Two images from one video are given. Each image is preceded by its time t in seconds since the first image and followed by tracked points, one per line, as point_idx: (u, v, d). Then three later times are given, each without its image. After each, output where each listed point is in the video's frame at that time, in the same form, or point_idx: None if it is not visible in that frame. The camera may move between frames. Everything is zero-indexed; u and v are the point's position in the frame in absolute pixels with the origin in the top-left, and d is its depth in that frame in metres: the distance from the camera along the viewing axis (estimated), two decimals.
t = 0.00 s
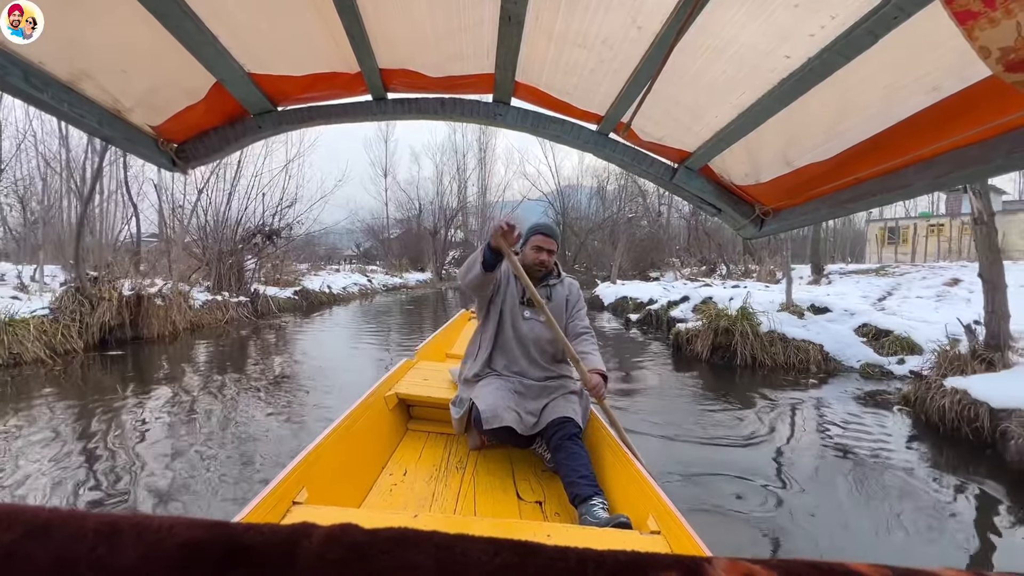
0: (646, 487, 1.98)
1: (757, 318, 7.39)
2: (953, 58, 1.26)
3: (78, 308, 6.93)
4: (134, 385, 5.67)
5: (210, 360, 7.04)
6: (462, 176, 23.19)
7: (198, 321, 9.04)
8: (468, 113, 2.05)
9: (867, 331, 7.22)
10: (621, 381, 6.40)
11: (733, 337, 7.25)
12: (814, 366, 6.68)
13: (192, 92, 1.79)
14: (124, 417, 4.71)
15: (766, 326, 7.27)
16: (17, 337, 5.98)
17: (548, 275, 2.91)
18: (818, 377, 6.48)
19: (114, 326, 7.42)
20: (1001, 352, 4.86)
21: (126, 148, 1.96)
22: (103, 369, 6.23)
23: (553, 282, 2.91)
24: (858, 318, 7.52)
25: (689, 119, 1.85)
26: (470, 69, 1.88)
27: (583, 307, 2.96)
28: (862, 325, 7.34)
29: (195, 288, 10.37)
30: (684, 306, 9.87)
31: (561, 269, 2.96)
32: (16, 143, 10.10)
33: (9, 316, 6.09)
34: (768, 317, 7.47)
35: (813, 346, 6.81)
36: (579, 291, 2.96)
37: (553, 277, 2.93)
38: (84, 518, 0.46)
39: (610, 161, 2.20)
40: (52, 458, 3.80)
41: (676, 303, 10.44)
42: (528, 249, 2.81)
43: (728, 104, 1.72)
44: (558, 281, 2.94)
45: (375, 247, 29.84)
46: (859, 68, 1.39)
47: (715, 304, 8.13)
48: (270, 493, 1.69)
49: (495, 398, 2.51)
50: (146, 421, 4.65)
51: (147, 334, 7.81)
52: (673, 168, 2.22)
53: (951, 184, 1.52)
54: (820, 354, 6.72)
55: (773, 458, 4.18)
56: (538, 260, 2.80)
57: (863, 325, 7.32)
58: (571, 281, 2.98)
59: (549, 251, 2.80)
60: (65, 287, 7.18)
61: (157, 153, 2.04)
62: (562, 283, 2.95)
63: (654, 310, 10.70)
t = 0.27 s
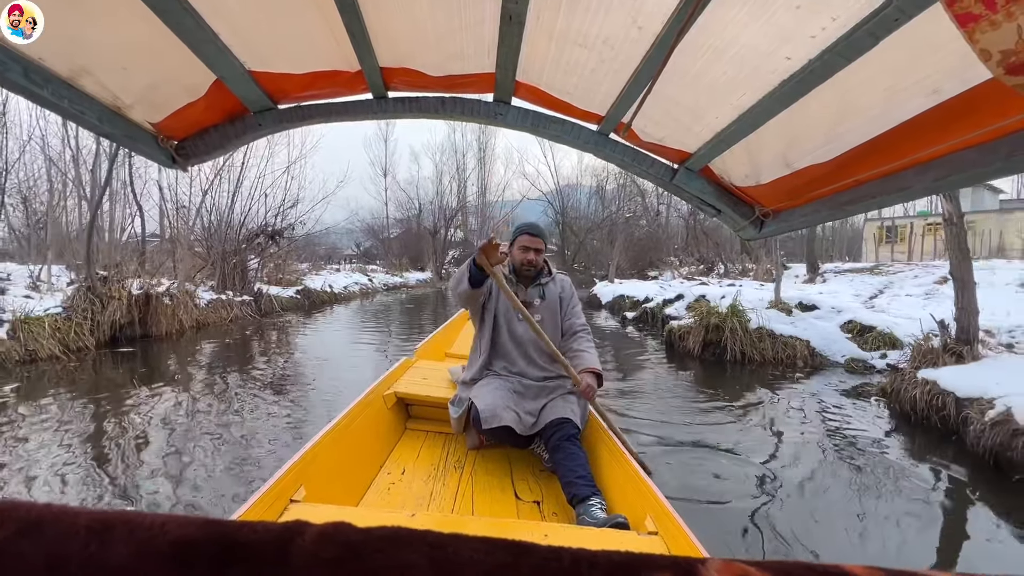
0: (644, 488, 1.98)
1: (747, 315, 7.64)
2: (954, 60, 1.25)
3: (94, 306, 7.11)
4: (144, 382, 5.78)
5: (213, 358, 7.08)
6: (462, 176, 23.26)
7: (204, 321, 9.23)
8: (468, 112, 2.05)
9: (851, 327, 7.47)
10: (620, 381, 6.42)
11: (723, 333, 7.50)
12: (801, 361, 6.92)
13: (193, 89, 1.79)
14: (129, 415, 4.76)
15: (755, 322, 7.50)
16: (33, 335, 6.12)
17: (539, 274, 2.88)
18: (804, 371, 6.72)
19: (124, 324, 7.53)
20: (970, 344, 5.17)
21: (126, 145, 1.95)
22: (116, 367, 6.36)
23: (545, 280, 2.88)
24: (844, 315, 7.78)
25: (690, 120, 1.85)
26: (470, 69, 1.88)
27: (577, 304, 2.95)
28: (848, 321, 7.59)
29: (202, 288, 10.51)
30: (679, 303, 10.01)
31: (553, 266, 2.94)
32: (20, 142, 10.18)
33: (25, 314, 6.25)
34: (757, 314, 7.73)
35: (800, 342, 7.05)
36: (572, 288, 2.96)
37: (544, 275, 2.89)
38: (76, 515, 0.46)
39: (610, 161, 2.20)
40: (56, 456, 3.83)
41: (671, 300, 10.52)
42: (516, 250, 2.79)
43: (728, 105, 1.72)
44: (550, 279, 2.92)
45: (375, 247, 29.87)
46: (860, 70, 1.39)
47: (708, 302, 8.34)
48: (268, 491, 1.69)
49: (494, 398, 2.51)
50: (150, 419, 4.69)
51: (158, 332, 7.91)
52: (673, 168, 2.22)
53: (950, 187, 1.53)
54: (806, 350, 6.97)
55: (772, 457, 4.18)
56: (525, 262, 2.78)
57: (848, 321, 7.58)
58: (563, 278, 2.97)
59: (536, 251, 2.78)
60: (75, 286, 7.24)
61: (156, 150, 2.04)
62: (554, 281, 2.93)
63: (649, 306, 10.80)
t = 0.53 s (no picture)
0: (643, 489, 1.97)
1: (737, 312, 7.89)
2: (956, 59, 1.25)
3: (105, 305, 7.37)
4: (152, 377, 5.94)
5: (217, 356, 7.17)
6: (462, 176, 23.34)
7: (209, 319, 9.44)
8: (467, 110, 2.04)
9: (837, 323, 7.72)
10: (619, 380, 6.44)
11: (715, 330, 7.74)
12: (788, 357, 7.15)
13: (192, 85, 1.78)
14: (131, 412, 4.79)
15: (746, 320, 7.78)
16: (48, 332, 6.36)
17: (530, 272, 2.85)
18: (791, 366, 6.95)
19: (133, 322, 7.80)
20: (943, 339, 5.45)
21: (124, 142, 1.95)
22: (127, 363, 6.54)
23: (535, 278, 2.86)
24: (832, 312, 8.04)
25: (691, 119, 1.85)
26: (469, 67, 1.87)
27: (570, 301, 2.90)
28: (834, 317, 7.84)
29: (206, 286, 10.63)
30: (673, 301, 10.11)
31: (543, 264, 2.90)
32: (26, 143, 10.29)
33: (40, 312, 6.48)
34: (747, 312, 7.99)
35: (788, 338, 7.29)
36: (564, 285, 2.92)
37: (535, 273, 2.87)
38: (58, 509, 0.45)
39: (610, 160, 2.19)
40: (59, 452, 3.85)
41: (666, 299, 10.61)
42: (504, 250, 2.76)
43: (728, 105, 1.72)
44: (541, 277, 2.88)
45: (374, 246, 29.96)
46: (860, 70, 1.38)
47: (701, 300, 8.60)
48: (265, 489, 1.69)
49: (493, 397, 2.51)
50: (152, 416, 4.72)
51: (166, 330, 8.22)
52: (673, 168, 2.21)
53: (951, 187, 1.52)
54: (794, 346, 7.20)
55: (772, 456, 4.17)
56: (514, 262, 2.75)
57: (835, 317, 7.82)
58: (554, 275, 2.93)
59: (525, 252, 2.74)
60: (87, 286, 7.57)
61: (155, 147, 2.04)
62: (545, 279, 2.90)
63: (644, 305, 10.91)
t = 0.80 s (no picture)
0: (642, 488, 1.96)
1: (729, 310, 8.02)
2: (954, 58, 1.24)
3: (119, 302, 7.50)
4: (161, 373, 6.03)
5: (220, 354, 7.20)
6: (462, 176, 23.37)
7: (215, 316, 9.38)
8: (465, 110, 2.04)
9: (826, 322, 7.89)
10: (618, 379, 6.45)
11: (707, 328, 7.85)
12: (778, 354, 7.30)
13: (188, 85, 1.78)
14: (132, 410, 4.79)
15: (737, 318, 7.91)
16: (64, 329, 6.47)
17: (527, 272, 2.84)
18: (780, 363, 7.08)
19: (143, 320, 7.85)
20: (920, 335, 5.72)
21: (121, 142, 1.94)
22: (137, 359, 6.63)
23: (530, 278, 2.84)
24: (820, 312, 8.26)
25: (689, 118, 1.84)
26: (467, 66, 1.87)
27: (567, 300, 2.89)
28: (823, 317, 8.01)
29: (213, 284, 10.65)
30: (667, 301, 10.17)
31: (539, 263, 2.89)
32: (31, 142, 10.34)
33: (55, 310, 6.59)
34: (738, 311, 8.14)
35: (778, 336, 7.44)
36: (560, 284, 2.91)
37: (532, 273, 2.85)
38: (41, 513, 0.44)
39: (608, 159, 2.19)
40: (60, 450, 3.85)
41: (662, 298, 10.67)
42: (500, 252, 2.76)
43: (726, 103, 1.71)
44: (537, 277, 2.87)
45: (374, 245, 29.97)
46: (859, 68, 1.37)
47: (695, 300, 8.69)
48: (263, 490, 1.68)
49: (493, 397, 2.51)
50: (153, 414, 4.72)
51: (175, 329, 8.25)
52: (672, 167, 2.21)
53: (948, 186, 1.51)
54: (783, 343, 7.35)
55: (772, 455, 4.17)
56: (511, 263, 2.74)
57: (823, 317, 8.00)
58: (551, 274, 2.92)
59: (521, 252, 2.73)
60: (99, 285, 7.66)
61: (151, 147, 2.03)
62: (541, 279, 2.88)
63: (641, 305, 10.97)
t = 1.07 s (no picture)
0: (643, 487, 1.96)
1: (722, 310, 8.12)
2: (951, 56, 1.24)
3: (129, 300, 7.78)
4: (169, 369, 6.21)
5: (226, 352, 7.31)
6: (462, 176, 23.44)
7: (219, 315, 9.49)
8: (463, 110, 2.04)
9: (815, 322, 8.04)
10: (618, 378, 6.47)
11: (701, 327, 7.94)
12: (769, 354, 7.41)
13: (187, 87, 1.78)
14: (138, 408, 4.82)
15: (729, 318, 8.01)
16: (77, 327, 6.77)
17: (527, 274, 2.84)
18: (771, 362, 7.19)
19: (153, 319, 8.08)
20: (900, 334, 5.84)
21: (120, 144, 1.95)
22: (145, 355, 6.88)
23: (531, 280, 2.84)
24: (810, 311, 8.35)
25: (686, 118, 1.85)
26: (466, 66, 1.87)
27: (568, 301, 2.89)
28: (813, 316, 8.15)
29: (219, 284, 10.80)
30: (665, 301, 10.23)
31: (539, 264, 2.90)
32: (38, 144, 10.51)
33: (69, 308, 6.91)
34: (730, 311, 8.26)
35: (769, 336, 7.55)
36: (561, 285, 2.91)
37: (532, 274, 2.86)
38: (47, 513, 0.45)
39: (607, 159, 2.19)
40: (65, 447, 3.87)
41: (659, 298, 10.73)
42: (501, 253, 2.77)
43: (724, 102, 1.72)
44: (538, 278, 2.87)
45: (374, 245, 30.08)
46: (856, 67, 1.38)
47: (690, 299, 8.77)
48: (264, 492, 1.68)
49: (494, 397, 2.52)
50: (157, 412, 4.74)
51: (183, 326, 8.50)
52: (670, 166, 2.21)
53: (946, 184, 1.52)
54: (774, 343, 7.46)
55: (773, 453, 4.18)
56: (512, 265, 2.75)
57: (813, 316, 8.14)
58: (551, 275, 2.92)
59: (521, 254, 2.74)
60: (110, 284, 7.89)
61: (151, 150, 2.04)
62: (541, 280, 2.89)
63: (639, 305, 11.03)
